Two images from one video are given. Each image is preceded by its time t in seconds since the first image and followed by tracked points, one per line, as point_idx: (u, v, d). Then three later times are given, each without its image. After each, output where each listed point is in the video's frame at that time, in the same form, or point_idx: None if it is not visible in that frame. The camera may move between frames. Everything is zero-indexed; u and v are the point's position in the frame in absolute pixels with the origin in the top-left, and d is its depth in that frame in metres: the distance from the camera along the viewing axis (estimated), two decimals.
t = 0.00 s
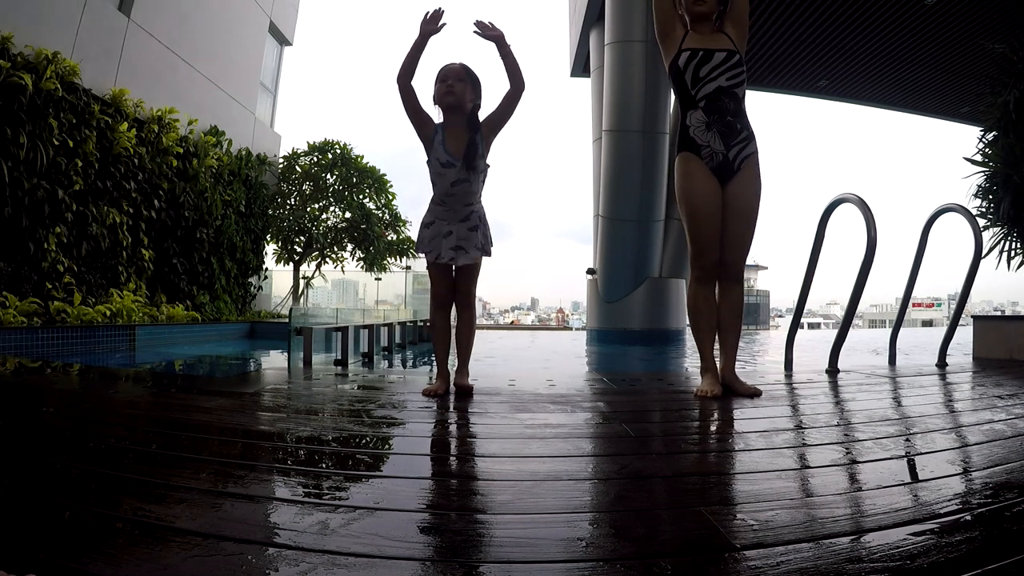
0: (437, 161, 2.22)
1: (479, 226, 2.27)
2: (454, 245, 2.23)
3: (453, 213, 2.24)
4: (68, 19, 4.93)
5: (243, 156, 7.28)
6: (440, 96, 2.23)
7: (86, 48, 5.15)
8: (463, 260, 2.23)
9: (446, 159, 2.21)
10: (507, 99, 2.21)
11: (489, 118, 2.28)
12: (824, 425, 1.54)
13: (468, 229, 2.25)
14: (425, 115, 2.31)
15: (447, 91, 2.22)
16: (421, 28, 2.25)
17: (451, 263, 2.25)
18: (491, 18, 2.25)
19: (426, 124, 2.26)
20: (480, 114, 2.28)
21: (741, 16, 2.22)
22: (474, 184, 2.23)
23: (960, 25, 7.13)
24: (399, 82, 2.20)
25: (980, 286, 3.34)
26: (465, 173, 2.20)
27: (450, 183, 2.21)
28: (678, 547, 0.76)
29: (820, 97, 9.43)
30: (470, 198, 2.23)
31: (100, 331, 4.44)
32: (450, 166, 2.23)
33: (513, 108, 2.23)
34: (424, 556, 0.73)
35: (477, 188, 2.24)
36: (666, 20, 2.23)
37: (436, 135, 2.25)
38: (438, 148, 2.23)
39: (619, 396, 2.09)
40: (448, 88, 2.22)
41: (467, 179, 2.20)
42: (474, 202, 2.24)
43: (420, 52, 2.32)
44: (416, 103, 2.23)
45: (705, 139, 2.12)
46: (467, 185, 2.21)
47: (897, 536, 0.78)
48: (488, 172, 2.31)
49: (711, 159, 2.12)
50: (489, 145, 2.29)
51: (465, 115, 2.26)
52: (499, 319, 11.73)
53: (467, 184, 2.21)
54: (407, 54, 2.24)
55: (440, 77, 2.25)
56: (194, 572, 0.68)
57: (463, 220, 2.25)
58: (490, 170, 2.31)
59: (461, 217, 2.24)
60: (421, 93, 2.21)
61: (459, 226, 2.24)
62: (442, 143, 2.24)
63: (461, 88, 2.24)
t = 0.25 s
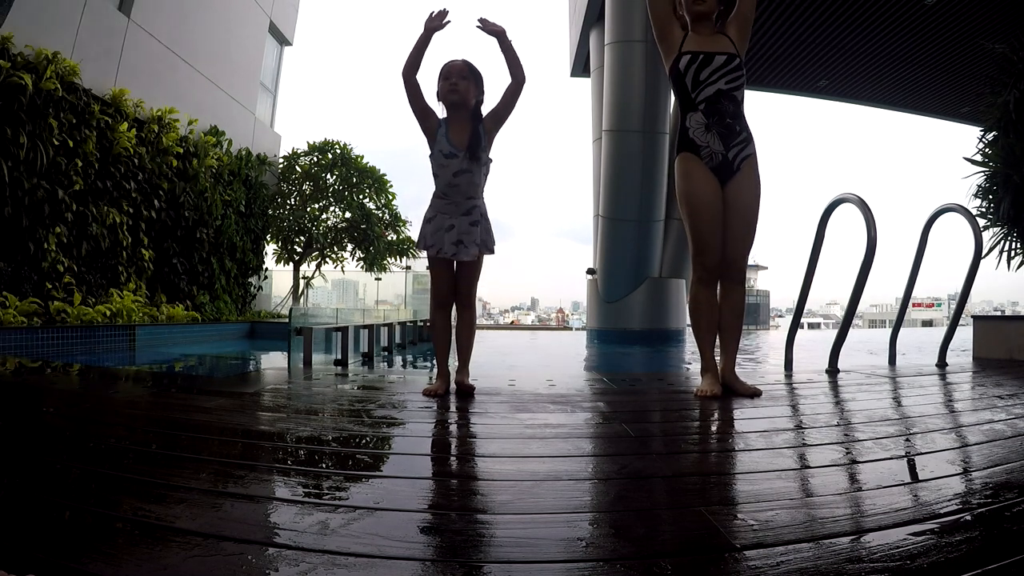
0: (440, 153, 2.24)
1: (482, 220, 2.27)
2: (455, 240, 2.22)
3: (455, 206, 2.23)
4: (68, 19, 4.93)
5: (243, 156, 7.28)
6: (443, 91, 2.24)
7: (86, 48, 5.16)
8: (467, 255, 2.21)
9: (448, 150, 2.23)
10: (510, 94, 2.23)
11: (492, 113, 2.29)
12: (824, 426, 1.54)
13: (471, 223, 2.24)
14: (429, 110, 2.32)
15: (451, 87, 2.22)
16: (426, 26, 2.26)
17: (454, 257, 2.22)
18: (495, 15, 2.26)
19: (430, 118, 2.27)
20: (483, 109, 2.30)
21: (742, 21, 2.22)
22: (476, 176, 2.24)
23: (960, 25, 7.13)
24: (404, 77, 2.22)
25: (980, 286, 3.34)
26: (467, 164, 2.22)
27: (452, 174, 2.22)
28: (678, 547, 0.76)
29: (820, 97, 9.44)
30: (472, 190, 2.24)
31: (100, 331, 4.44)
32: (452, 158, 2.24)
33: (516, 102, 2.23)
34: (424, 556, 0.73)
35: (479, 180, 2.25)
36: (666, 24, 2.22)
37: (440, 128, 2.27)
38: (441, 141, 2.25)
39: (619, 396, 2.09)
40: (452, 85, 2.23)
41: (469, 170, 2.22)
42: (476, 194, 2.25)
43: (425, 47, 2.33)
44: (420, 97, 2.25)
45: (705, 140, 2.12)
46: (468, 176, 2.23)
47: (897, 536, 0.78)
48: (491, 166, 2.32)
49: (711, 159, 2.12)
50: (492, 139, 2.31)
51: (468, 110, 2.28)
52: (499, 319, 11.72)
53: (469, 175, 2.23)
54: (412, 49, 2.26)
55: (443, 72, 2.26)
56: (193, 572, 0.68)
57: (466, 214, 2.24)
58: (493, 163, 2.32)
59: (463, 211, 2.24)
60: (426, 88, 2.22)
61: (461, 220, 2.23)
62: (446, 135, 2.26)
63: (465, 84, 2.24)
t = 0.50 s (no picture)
0: (440, 146, 2.25)
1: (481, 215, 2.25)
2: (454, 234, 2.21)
3: (454, 200, 2.22)
4: (68, 19, 4.93)
5: (243, 156, 7.28)
6: (444, 88, 2.25)
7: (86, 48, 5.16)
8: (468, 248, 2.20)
9: (448, 143, 2.24)
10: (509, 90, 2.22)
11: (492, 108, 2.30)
12: (824, 425, 1.54)
13: (469, 217, 2.22)
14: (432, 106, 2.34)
15: (452, 84, 2.23)
16: (429, 24, 2.28)
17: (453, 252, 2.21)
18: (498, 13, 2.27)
19: (432, 114, 2.29)
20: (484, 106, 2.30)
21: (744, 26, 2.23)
22: (475, 169, 2.24)
23: (960, 25, 7.14)
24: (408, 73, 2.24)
25: (980, 286, 3.34)
26: (466, 156, 2.22)
27: (451, 166, 2.22)
28: (679, 547, 0.76)
29: (820, 97, 9.44)
30: (471, 183, 2.23)
31: (100, 331, 4.44)
32: (452, 151, 2.25)
33: (516, 97, 2.23)
34: (424, 556, 0.73)
35: (478, 173, 2.24)
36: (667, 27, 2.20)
37: (441, 124, 2.28)
38: (442, 134, 2.26)
39: (619, 396, 2.09)
40: (453, 83, 2.23)
41: (468, 163, 2.22)
42: (475, 188, 2.23)
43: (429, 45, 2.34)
44: (422, 93, 2.26)
45: (706, 141, 2.12)
46: (467, 168, 2.23)
47: (897, 536, 0.78)
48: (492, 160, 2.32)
49: (712, 160, 2.12)
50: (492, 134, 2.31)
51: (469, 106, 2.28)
52: (499, 319, 11.72)
53: (467, 168, 2.23)
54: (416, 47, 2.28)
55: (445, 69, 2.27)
56: (193, 572, 0.68)
57: (465, 207, 2.23)
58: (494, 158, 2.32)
59: (462, 204, 2.23)
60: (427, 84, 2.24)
61: (460, 214, 2.22)
62: (446, 130, 2.27)
63: (466, 82, 2.25)
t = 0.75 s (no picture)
0: (440, 142, 2.25)
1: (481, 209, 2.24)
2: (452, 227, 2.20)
3: (453, 192, 2.21)
4: (68, 19, 4.92)
5: (243, 156, 7.28)
6: (444, 86, 2.26)
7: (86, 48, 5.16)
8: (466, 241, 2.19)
9: (448, 138, 2.25)
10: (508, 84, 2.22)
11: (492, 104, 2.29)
12: (824, 425, 1.54)
13: (469, 210, 2.21)
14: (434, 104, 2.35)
15: (452, 84, 2.24)
16: (430, 23, 2.30)
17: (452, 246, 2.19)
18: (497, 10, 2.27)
19: (433, 112, 2.30)
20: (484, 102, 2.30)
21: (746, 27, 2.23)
22: (474, 163, 2.23)
23: (960, 25, 7.14)
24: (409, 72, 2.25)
25: (980, 286, 3.34)
26: (466, 149, 2.22)
27: (450, 159, 2.22)
28: (679, 547, 0.76)
29: (820, 97, 9.44)
30: (470, 174, 2.22)
31: (100, 331, 4.45)
32: (451, 146, 2.25)
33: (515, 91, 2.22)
34: (424, 556, 0.73)
35: (477, 167, 2.23)
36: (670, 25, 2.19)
37: (442, 121, 2.29)
38: (442, 130, 2.26)
39: (619, 396, 2.09)
40: (453, 82, 2.24)
41: (467, 156, 2.21)
42: (474, 180, 2.22)
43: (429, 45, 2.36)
44: (423, 91, 2.28)
45: (709, 141, 2.12)
46: (467, 161, 2.22)
47: (897, 536, 0.78)
48: (492, 155, 2.31)
49: (715, 159, 2.12)
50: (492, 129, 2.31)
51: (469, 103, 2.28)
52: (499, 319, 11.71)
53: (467, 161, 2.22)
54: (417, 47, 2.30)
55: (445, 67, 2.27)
56: (193, 572, 0.68)
57: (464, 200, 2.22)
58: (494, 153, 2.31)
59: (461, 197, 2.21)
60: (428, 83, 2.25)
61: (459, 206, 2.21)
62: (446, 126, 2.28)
63: (466, 81, 2.26)
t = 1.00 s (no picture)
0: (440, 140, 2.25)
1: (480, 205, 2.22)
2: (450, 223, 2.19)
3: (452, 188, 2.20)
4: (68, 19, 4.92)
5: (243, 156, 7.28)
6: (444, 86, 2.26)
7: (86, 48, 5.16)
8: (463, 237, 2.17)
9: (447, 136, 2.24)
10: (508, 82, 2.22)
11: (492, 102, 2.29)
12: (824, 425, 1.54)
13: (467, 205, 2.20)
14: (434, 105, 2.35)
15: (452, 84, 2.25)
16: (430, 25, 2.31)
17: (450, 241, 2.18)
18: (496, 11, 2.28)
19: (433, 112, 2.30)
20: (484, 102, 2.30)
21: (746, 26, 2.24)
22: (473, 160, 2.22)
23: (960, 25, 7.14)
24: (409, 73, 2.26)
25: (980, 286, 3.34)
26: (465, 147, 2.21)
27: (449, 155, 2.22)
28: (679, 547, 0.76)
29: (820, 97, 9.44)
30: (469, 171, 2.21)
31: (101, 331, 4.45)
32: (451, 144, 2.25)
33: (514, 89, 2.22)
34: (424, 556, 0.73)
35: (476, 163, 2.23)
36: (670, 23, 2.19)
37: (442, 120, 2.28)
38: (442, 129, 2.26)
39: (619, 396, 2.09)
40: (453, 83, 2.25)
41: (466, 153, 2.21)
42: (473, 176, 2.21)
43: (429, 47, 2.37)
44: (424, 91, 2.28)
45: (709, 140, 2.12)
46: (465, 158, 2.21)
47: (896, 536, 0.78)
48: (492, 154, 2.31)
49: (716, 159, 2.12)
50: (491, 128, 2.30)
51: (469, 104, 2.29)
52: (499, 319, 11.71)
53: (465, 157, 2.21)
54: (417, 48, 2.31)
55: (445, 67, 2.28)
56: (193, 572, 0.68)
57: (462, 196, 2.20)
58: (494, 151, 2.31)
59: (460, 192, 2.20)
60: (428, 84, 2.26)
61: (457, 202, 2.20)
62: (447, 125, 2.27)
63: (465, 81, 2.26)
